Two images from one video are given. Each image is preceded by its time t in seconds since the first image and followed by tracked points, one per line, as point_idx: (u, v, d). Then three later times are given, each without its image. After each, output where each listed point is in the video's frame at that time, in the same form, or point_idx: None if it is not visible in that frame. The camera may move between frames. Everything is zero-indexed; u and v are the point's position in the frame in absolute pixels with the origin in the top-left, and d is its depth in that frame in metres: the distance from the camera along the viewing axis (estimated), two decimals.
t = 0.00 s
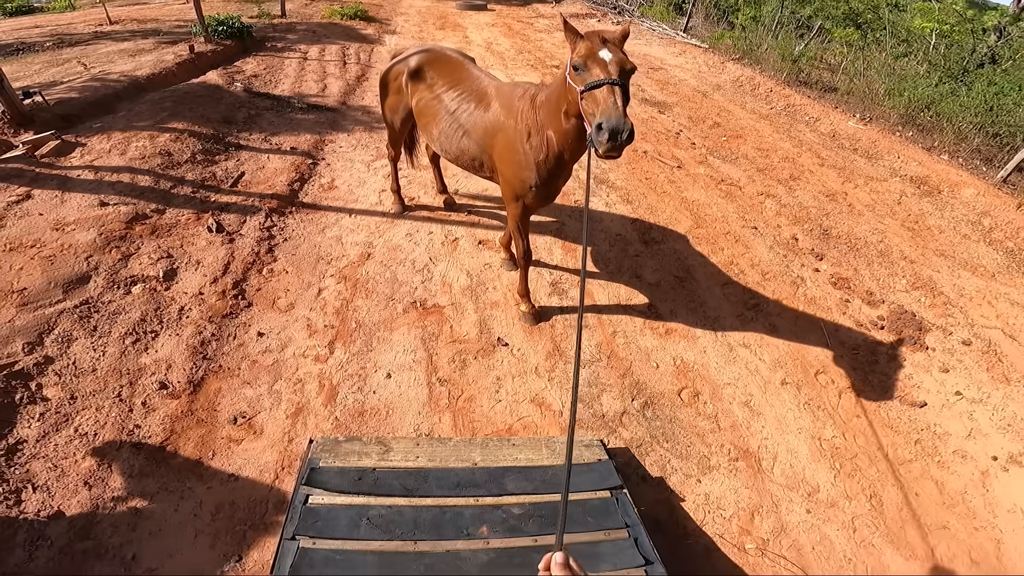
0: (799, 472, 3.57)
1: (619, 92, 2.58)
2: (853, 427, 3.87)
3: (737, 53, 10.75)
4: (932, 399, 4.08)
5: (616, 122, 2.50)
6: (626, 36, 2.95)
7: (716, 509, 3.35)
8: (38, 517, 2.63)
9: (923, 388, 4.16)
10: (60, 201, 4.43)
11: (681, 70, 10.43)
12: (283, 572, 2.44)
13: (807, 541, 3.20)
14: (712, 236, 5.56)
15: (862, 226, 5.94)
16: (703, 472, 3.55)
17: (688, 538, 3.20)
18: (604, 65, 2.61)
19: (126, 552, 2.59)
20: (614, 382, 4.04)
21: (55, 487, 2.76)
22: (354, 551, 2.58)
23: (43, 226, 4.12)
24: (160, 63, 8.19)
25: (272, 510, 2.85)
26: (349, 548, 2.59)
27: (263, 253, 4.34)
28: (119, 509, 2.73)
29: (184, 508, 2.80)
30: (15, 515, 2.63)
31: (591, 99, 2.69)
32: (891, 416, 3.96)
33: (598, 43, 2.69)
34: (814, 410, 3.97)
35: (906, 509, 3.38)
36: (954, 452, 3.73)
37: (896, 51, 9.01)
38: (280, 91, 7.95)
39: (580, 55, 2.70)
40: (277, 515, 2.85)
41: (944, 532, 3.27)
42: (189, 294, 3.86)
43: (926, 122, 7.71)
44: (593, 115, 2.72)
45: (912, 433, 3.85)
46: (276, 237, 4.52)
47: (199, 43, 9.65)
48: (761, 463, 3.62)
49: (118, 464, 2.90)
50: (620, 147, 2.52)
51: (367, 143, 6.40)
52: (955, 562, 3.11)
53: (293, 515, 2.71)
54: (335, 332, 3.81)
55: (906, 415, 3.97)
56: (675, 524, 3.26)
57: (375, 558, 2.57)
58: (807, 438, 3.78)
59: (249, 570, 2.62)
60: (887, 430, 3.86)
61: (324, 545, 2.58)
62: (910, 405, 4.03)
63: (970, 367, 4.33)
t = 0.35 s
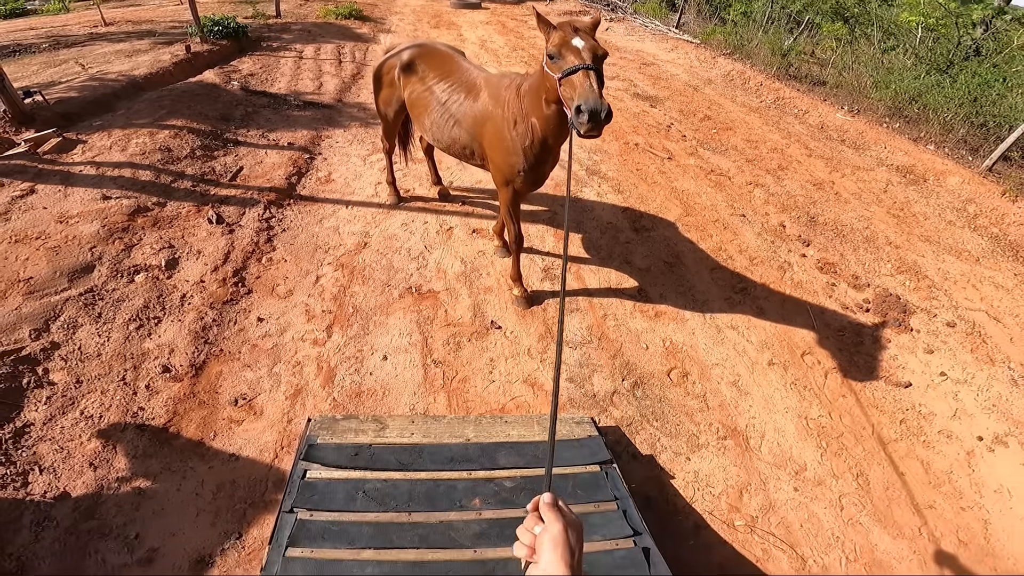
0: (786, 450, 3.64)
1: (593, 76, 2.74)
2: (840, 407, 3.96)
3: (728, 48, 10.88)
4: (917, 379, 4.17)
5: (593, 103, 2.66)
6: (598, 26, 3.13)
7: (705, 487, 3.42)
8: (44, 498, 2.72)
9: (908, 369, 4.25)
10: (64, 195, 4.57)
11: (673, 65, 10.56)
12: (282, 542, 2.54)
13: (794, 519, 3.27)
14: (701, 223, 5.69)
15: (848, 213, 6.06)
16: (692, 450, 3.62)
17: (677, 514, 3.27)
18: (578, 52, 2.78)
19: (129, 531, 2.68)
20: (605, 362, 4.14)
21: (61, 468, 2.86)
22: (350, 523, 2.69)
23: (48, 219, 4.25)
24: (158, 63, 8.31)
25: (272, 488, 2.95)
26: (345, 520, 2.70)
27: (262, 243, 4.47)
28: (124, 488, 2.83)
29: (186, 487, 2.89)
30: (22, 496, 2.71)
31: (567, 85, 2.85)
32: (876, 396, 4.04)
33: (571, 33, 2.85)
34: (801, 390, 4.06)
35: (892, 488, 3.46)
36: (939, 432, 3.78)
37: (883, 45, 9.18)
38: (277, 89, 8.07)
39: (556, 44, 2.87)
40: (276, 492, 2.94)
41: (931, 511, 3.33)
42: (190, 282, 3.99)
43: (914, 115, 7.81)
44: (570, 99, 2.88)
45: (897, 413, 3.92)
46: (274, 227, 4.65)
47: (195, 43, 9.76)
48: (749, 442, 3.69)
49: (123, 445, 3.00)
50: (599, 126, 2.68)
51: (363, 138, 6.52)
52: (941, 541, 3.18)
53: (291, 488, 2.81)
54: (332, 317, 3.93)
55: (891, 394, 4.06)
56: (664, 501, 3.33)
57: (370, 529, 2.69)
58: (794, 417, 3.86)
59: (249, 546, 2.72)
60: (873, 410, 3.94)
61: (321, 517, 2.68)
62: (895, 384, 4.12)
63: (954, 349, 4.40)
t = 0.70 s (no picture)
0: (777, 431, 3.72)
1: (566, 64, 2.96)
2: (829, 389, 4.05)
3: (722, 45, 11.00)
4: (905, 362, 4.27)
5: (566, 89, 2.89)
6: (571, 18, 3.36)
7: (698, 466, 3.49)
8: (52, 479, 2.80)
9: (897, 353, 4.35)
10: (70, 186, 4.69)
11: (668, 61, 10.68)
12: (283, 514, 2.66)
13: (786, 498, 3.34)
14: (693, 212, 5.81)
15: (839, 203, 6.18)
16: (684, 430, 3.70)
17: (671, 492, 3.33)
18: (553, 43, 3.00)
19: (134, 509, 2.75)
20: (599, 344, 4.23)
21: (68, 449, 2.95)
22: (349, 495, 2.80)
23: (55, 209, 4.37)
24: (158, 61, 8.41)
25: (274, 466, 3.05)
26: (344, 492, 2.80)
27: (264, 232, 4.59)
28: (130, 467, 2.92)
29: (190, 467, 2.98)
30: (30, 476, 2.80)
31: (544, 73, 3.06)
32: (865, 378, 4.14)
33: (547, 25, 3.06)
34: (791, 372, 4.16)
35: (881, 470, 3.53)
36: (927, 415, 3.87)
37: (874, 41, 9.32)
38: (277, 86, 8.18)
39: (533, 35, 3.08)
40: (278, 470, 3.04)
41: (920, 493, 3.40)
42: (194, 269, 4.11)
43: (904, 108, 7.92)
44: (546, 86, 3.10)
45: (886, 396, 4.00)
46: (276, 217, 4.77)
47: (194, 41, 9.86)
48: (740, 422, 3.77)
49: (129, 426, 3.10)
50: (572, 109, 2.91)
51: (362, 133, 6.64)
52: (932, 523, 3.23)
53: (292, 463, 2.91)
54: (333, 301, 4.05)
55: (879, 376, 4.16)
56: (657, 479, 3.40)
57: (369, 501, 2.79)
58: (784, 398, 3.95)
59: (251, 523, 2.80)
60: (861, 392, 4.04)
61: (320, 490, 2.79)
62: (883, 367, 4.23)
63: (942, 333, 4.50)
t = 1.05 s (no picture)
0: (775, 412, 3.83)
1: (543, 56, 3.14)
2: (825, 372, 4.15)
3: (713, 39, 11.08)
4: (899, 345, 4.37)
5: (544, 79, 3.05)
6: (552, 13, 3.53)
7: (699, 449, 3.58)
8: (69, 472, 2.86)
9: (892, 336, 4.46)
10: (73, 187, 4.75)
11: (661, 55, 10.77)
12: (298, 500, 2.73)
13: (787, 480, 3.44)
14: (689, 203, 5.91)
15: (831, 191, 6.29)
16: (685, 413, 3.80)
17: (674, 475, 3.43)
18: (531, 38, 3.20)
19: (152, 501, 2.83)
20: (599, 332, 4.32)
21: (85, 443, 3.01)
22: (362, 481, 2.87)
23: (60, 210, 4.44)
24: (153, 62, 8.43)
25: (286, 455, 3.12)
26: (357, 478, 2.88)
27: (267, 228, 4.66)
28: (146, 460, 2.99)
29: (204, 458, 3.06)
30: (48, 471, 2.85)
31: (523, 67, 3.26)
32: (860, 361, 4.25)
33: (526, 22, 3.26)
34: (788, 356, 4.27)
35: (879, 451, 3.63)
36: (923, 397, 3.97)
37: (862, 33, 9.44)
38: (273, 86, 8.22)
39: (512, 33, 3.33)
40: (290, 459, 3.11)
41: (918, 474, 3.50)
42: (201, 265, 4.19)
43: (894, 99, 8.03)
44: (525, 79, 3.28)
45: (882, 378, 4.11)
46: (278, 214, 4.85)
47: (188, 42, 9.87)
48: (739, 406, 3.87)
49: (143, 419, 3.17)
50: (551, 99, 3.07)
51: (359, 130, 6.70)
52: (932, 505, 3.33)
53: (305, 451, 2.98)
54: (337, 294, 4.12)
55: (874, 359, 4.27)
56: (660, 463, 3.49)
57: (381, 485, 2.87)
58: (781, 381, 4.05)
59: (265, 512, 2.89)
60: (857, 374, 4.14)
61: (333, 476, 2.87)
62: (878, 350, 4.34)
63: (935, 316, 4.60)
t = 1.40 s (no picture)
0: (778, 410, 3.85)
1: (513, 70, 3.18)
2: (827, 369, 4.18)
3: (702, 36, 11.12)
4: (899, 340, 4.41)
5: (512, 94, 3.15)
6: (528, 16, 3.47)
7: (705, 449, 3.60)
8: (77, 489, 2.84)
9: (891, 331, 4.49)
10: (65, 200, 4.69)
11: (650, 54, 10.79)
12: (309, 513, 2.71)
13: (794, 479, 3.46)
14: (684, 202, 5.93)
15: (824, 187, 6.33)
16: (690, 414, 3.81)
17: (681, 477, 3.44)
18: (502, 48, 3.18)
19: (161, 516, 2.81)
20: (601, 334, 4.32)
21: (90, 459, 2.99)
22: (371, 492, 2.85)
23: (52, 223, 4.38)
24: (139, 69, 8.32)
25: (293, 468, 3.11)
26: (366, 489, 2.86)
27: (263, 238, 4.64)
28: (152, 475, 2.96)
29: (211, 472, 3.03)
30: (55, 487, 2.83)
31: (495, 79, 3.31)
32: (861, 357, 4.28)
33: (498, 32, 3.24)
34: (789, 353, 4.29)
35: (884, 448, 3.65)
36: (925, 392, 4.01)
37: (849, 28, 9.51)
38: (263, 92, 8.14)
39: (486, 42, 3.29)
40: (297, 472, 3.09)
41: (924, 470, 3.53)
42: (198, 278, 4.15)
43: (883, 94, 8.09)
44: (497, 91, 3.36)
45: (883, 374, 4.14)
46: (273, 223, 4.82)
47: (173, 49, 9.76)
48: (743, 405, 3.88)
49: (148, 434, 3.14)
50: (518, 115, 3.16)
51: (352, 136, 6.66)
52: (939, 499, 3.36)
53: (313, 463, 2.97)
54: (337, 304, 4.10)
55: (875, 355, 4.30)
56: (667, 464, 3.50)
57: (390, 496, 2.85)
58: (784, 379, 4.08)
59: (275, 524, 2.86)
60: (859, 370, 4.17)
61: (342, 488, 2.85)
62: (878, 345, 4.37)
63: (933, 310, 4.64)
